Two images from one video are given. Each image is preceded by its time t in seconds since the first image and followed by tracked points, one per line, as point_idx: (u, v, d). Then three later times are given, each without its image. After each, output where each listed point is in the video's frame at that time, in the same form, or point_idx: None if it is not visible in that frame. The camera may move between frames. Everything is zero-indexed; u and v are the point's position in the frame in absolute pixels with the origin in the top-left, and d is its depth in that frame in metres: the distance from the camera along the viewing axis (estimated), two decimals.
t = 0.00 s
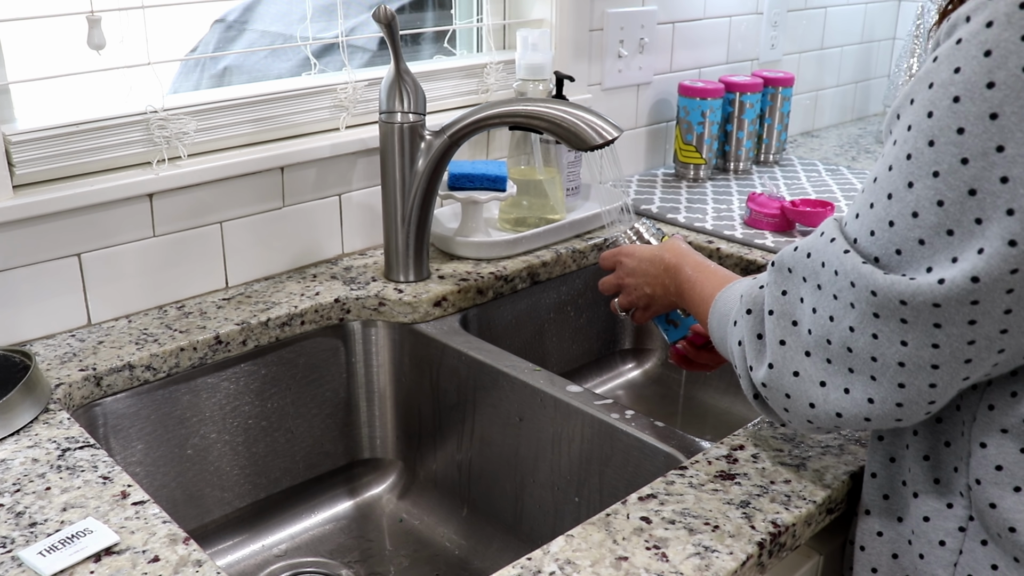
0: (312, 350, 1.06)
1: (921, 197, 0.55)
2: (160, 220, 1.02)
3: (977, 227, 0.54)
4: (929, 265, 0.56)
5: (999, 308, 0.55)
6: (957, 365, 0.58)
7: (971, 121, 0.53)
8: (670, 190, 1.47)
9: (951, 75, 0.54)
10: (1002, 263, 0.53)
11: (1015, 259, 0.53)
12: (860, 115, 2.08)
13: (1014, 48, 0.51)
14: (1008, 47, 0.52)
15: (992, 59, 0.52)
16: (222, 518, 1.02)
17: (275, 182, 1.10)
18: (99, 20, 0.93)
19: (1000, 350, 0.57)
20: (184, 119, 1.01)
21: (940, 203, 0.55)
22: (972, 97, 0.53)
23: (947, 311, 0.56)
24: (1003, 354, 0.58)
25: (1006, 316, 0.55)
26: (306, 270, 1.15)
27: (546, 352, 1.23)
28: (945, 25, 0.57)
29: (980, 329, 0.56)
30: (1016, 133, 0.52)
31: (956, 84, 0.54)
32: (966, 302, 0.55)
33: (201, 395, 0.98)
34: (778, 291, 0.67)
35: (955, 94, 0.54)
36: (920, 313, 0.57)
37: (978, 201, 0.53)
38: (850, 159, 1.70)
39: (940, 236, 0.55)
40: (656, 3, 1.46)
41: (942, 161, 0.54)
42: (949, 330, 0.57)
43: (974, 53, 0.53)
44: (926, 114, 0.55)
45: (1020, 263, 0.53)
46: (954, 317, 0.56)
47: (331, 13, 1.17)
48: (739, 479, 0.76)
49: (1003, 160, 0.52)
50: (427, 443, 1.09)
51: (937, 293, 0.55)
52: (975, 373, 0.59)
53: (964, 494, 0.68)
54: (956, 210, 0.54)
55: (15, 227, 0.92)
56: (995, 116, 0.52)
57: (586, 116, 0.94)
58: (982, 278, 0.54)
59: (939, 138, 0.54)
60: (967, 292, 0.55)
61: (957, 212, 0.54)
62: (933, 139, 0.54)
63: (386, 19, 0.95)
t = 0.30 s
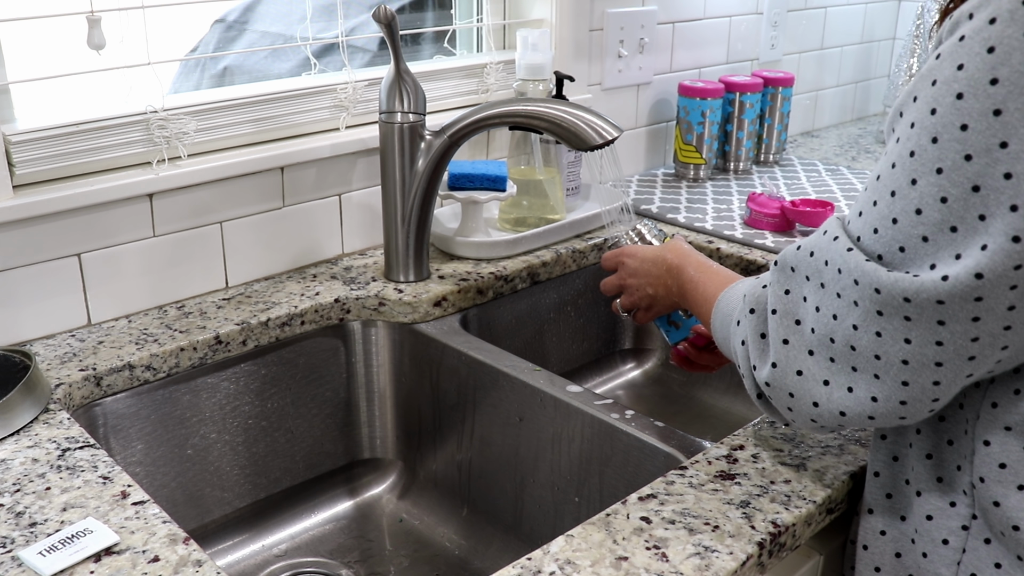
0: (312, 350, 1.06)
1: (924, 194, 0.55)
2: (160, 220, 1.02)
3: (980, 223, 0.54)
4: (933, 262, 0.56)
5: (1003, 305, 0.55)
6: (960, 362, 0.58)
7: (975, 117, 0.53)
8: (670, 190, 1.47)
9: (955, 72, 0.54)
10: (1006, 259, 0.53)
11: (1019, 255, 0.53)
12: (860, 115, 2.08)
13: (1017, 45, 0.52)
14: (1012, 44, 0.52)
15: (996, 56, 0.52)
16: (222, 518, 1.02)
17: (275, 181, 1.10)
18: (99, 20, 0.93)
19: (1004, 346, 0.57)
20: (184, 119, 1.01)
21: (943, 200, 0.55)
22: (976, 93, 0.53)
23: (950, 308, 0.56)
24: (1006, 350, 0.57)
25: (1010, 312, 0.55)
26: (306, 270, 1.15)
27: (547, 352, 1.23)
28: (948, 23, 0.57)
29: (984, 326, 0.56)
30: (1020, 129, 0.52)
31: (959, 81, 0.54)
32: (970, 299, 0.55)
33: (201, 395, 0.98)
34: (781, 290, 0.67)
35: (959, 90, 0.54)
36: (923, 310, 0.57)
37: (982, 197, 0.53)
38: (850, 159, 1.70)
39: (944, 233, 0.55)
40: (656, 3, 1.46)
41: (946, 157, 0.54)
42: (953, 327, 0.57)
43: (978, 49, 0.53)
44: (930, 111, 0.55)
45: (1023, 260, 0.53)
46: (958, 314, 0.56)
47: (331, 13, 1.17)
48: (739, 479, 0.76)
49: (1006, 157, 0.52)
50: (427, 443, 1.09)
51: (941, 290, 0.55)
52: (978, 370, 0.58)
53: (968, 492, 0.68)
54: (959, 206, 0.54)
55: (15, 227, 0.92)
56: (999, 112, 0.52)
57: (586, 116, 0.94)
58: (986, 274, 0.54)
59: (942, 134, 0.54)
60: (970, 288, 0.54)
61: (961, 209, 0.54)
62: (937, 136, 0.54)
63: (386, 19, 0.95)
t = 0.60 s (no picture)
0: (312, 350, 1.06)
1: (924, 194, 0.55)
2: (160, 220, 1.02)
3: (979, 223, 0.54)
4: (933, 263, 0.56)
5: (1002, 305, 0.55)
6: (961, 363, 0.58)
7: (973, 118, 0.53)
8: (670, 190, 1.47)
9: (953, 72, 0.54)
10: (1005, 259, 0.53)
11: (1018, 255, 0.53)
12: (860, 115, 2.08)
13: (1015, 45, 0.51)
14: (1010, 44, 0.52)
15: (994, 56, 0.52)
16: (222, 518, 1.02)
17: (275, 182, 1.10)
18: (99, 20, 0.93)
19: (1004, 347, 0.57)
20: (184, 119, 1.01)
21: (942, 201, 0.55)
22: (974, 94, 0.53)
23: (950, 309, 0.56)
24: (1007, 351, 0.57)
25: (1010, 313, 0.55)
26: (306, 271, 1.15)
27: (546, 352, 1.23)
28: (946, 23, 0.57)
29: (984, 326, 0.56)
30: (1018, 129, 0.52)
31: (958, 82, 0.54)
32: (970, 300, 0.55)
33: (201, 395, 0.98)
34: (782, 293, 0.67)
35: (957, 91, 0.54)
36: (923, 312, 0.57)
37: (981, 197, 0.53)
38: (850, 159, 1.70)
39: (943, 233, 0.55)
40: (656, 3, 1.46)
41: (944, 158, 0.54)
42: (953, 328, 0.56)
43: (975, 50, 0.53)
44: (928, 112, 0.55)
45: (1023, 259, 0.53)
46: (958, 315, 0.56)
47: (331, 13, 1.17)
48: (739, 479, 0.76)
49: (1005, 157, 0.52)
50: (427, 443, 1.09)
51: (940, 291, 0.55)
52: (979, 371, 0.58)
53: (966, 492, 0.68)
54: (958, 207, 0.54)
55: (15, 227, 0.92)
56: (997, 112, 0.52)
57: (586, 115, 0.94)
58: (985, 275, 0.54)
59: (941, 135, 0.54)
60: (970, 289, 0.54)
61: (960, 210, 0.54)
62: (935, 137, 0.54)
63: (386, 19, 0.95)
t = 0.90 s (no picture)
0: (312, 350, 1.06)
1: (913, 199, 0.55)
2: (160, 220, 1.02)
3: (969, 226, 0.54)
4: (924, 266, 0.56)
5: (994, 307, 0.55)
6: (955, 364, 0.58)
7: (960, 122, 0.53)
8: (670, 190, 1.47)
9: (939, 77, 0.54)
10: (995, 261, 0.53)
11: (1008, 257, 0.53)
12: (860, 114, 2.08)
13: (999, 49, 0.51)
14: (994, 48, 0.52)
15: (979, 61, 0.52)
16: (222, 518, 1.02)
17: (275, 182, 1.10)
18: (99, 20, 0.93)
19: (998, 348, 0.57)
20: (184, 119, 1.01)
21: (931, 204, 0.55)
22: (960, 98, 0.53)
23: (942, 312, 0.56)
24: (1000, 351, 0.57)
25: (1002, 313, 0.55)
26: (306, 270, 1.15)
27: (547, 352, 1.23)
28: (932, 28, 0.57)
29: (977, 327, 0.56)
30: (1004, 133, 0.52)
31: (944, 86, 0.54)
32: (961, 302, 0.55)
33: (201, 395, 0.98)
34: (778, 298, 0.67)
35: (943, 96, 0.53)
36: (916, 315, 0.57)
37: (969, 200, 0.53)
38: (850, 159, 1.70)
39: (934, 237, 0.55)
40: (656, 3, 1.46)
41: (933, 161, 0.54)
42: (945, 331, 0.56)
43: (961, 54, 0.53)
44: (916, 117, 0.55)
45: (1013, 261, 0.53)
46: (950, 317, 0.56)
47: (331, 13, 1.17)
48: (739, 479, 0.76)
49: (993, 159, 0.52)
50: (427, 443, 1.09)
51: (932, 293, 0.55)
52: (974, 372, 0.58)
53: (963, 494, 0.68)
54: (948, 210, 0.54)
55: (15, 227, 0.92)
56: (984, 116, 0.52)
57: (586, 116, 0.94)
58: (976, 277, 0.54)
59: (929, 139, 0.54)
60: (961, 291, 0.54)
61: (949, 212, 0.54)
62: (924, 141, 0.54)
63: (386, 19, 0.95)
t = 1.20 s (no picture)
0: (312, 350, 1.06)
1: (896, 202, 0.55)
2: (160, 221, 1.02)
3: (951, 228, 0.54)
4: (909, 269, 0.56)
5: (979, 307, 0.55)
6: (942, 365, 0.58)
7: (939, 126, 0.53)
8: (670, 190, 1.47)
9: (917, 82, 0.54)
10: (977, 262, 0.53)
11: (990, 258, 0.53)
12: (860, 114, 2.08)
13: (974, 54, 0.51)
14: (968, 53, 0.51)
15: (955, 65, 0.52)
16: (222, 518, 1.02)
17: (275, 182, 1.10)
18: (99, 20, 0.93)
19: (985, 348, 0.57)
20: (184, 119, 1.01)
21: (914, 208, 0.55)
22: (938, 103, 0.53)
23: (928, 313, 0.56)
24: (988, 352, 0.57)
25: (987, 314, 0.55)
26: (306, 270, 1.15)
27: (547, 352, 1.23)
28: (911, 33, 0.57)
29: (962, 328, 0.56)
30: (982, 136, 0.52)
31: (922, 91, 0.54)
32: (945, 303, 0.55)
33: (201, 395, 0.98)
34: (769, 303, 0.67)
35: (922, 100, 0.54)
36: (902, 317, 0.57)
37: (951, 203, 0.53)
38: (850, 159, 1.70)
39: (917, 239, 0.55)
40: (656, 3, 1.46)
41: (914, 166, 0.54)
42: (931, 332, 0.57)
43: (938, 59, 0.53)
44: (896, 122, 0.55)
45: (995, 262, 0.53)
46: (935, 319, 0.56)
47: (331, 13, 1.17)
48: (739, 479, 0.76)
49: (972, 162, 0.52)
50: (427, 443, 1.09)
51: (916, 296, 0.55)
52: (962, 372, 0.58)
53: (955, 492, 0.68)
54: (929, 213, 0.54)
55: (15, 227, 0.92)
56: (961, 119, 0.52)
57: (586, 115, 0.94)
58: (959, 278, 0.54)
59: (909, 144, 0.54)
60: (945, 292, 0.54)
61: (932, 215, 0.54)
62: (904, 145, 0.55)
63: (386, 19, 0.95)
